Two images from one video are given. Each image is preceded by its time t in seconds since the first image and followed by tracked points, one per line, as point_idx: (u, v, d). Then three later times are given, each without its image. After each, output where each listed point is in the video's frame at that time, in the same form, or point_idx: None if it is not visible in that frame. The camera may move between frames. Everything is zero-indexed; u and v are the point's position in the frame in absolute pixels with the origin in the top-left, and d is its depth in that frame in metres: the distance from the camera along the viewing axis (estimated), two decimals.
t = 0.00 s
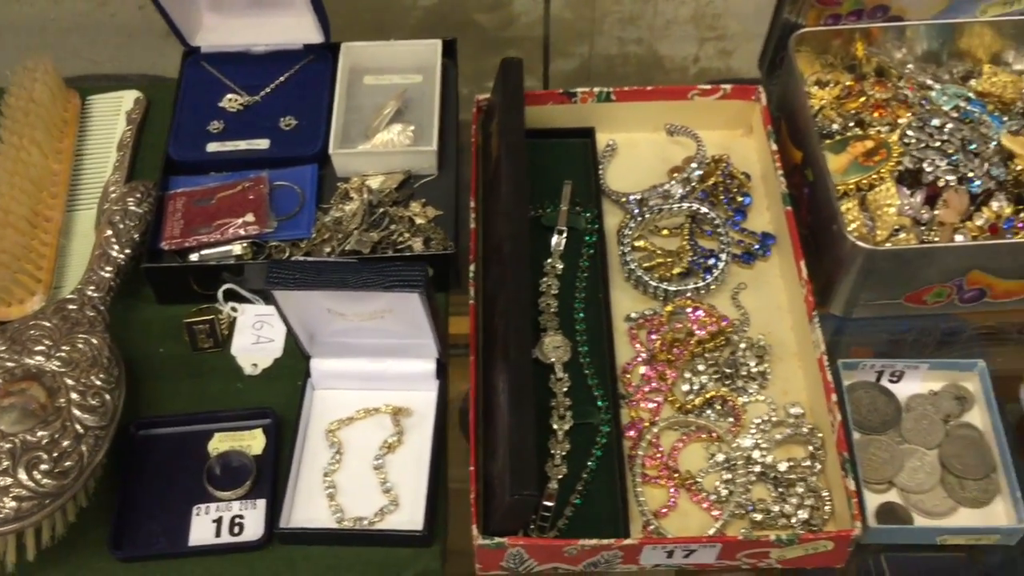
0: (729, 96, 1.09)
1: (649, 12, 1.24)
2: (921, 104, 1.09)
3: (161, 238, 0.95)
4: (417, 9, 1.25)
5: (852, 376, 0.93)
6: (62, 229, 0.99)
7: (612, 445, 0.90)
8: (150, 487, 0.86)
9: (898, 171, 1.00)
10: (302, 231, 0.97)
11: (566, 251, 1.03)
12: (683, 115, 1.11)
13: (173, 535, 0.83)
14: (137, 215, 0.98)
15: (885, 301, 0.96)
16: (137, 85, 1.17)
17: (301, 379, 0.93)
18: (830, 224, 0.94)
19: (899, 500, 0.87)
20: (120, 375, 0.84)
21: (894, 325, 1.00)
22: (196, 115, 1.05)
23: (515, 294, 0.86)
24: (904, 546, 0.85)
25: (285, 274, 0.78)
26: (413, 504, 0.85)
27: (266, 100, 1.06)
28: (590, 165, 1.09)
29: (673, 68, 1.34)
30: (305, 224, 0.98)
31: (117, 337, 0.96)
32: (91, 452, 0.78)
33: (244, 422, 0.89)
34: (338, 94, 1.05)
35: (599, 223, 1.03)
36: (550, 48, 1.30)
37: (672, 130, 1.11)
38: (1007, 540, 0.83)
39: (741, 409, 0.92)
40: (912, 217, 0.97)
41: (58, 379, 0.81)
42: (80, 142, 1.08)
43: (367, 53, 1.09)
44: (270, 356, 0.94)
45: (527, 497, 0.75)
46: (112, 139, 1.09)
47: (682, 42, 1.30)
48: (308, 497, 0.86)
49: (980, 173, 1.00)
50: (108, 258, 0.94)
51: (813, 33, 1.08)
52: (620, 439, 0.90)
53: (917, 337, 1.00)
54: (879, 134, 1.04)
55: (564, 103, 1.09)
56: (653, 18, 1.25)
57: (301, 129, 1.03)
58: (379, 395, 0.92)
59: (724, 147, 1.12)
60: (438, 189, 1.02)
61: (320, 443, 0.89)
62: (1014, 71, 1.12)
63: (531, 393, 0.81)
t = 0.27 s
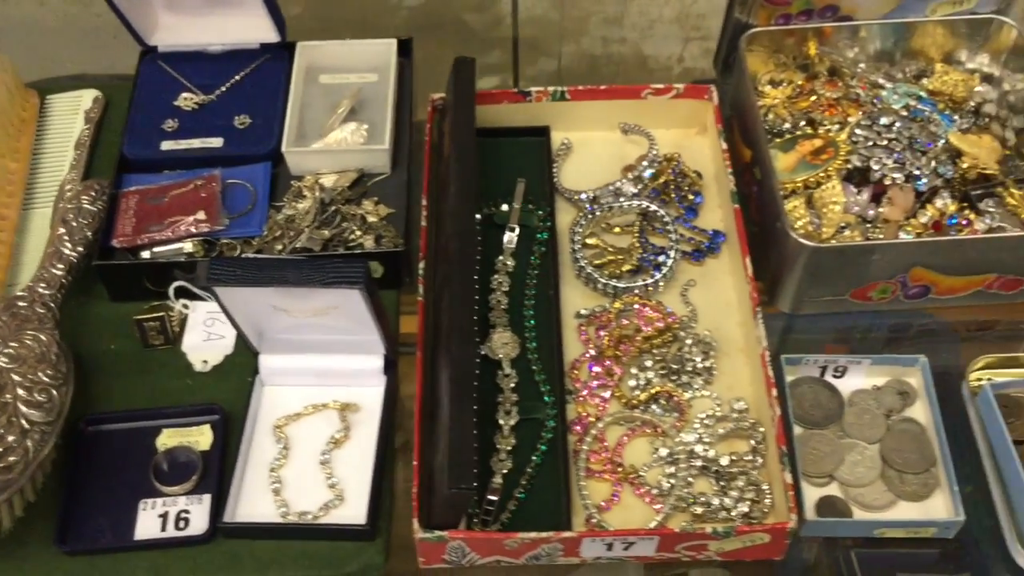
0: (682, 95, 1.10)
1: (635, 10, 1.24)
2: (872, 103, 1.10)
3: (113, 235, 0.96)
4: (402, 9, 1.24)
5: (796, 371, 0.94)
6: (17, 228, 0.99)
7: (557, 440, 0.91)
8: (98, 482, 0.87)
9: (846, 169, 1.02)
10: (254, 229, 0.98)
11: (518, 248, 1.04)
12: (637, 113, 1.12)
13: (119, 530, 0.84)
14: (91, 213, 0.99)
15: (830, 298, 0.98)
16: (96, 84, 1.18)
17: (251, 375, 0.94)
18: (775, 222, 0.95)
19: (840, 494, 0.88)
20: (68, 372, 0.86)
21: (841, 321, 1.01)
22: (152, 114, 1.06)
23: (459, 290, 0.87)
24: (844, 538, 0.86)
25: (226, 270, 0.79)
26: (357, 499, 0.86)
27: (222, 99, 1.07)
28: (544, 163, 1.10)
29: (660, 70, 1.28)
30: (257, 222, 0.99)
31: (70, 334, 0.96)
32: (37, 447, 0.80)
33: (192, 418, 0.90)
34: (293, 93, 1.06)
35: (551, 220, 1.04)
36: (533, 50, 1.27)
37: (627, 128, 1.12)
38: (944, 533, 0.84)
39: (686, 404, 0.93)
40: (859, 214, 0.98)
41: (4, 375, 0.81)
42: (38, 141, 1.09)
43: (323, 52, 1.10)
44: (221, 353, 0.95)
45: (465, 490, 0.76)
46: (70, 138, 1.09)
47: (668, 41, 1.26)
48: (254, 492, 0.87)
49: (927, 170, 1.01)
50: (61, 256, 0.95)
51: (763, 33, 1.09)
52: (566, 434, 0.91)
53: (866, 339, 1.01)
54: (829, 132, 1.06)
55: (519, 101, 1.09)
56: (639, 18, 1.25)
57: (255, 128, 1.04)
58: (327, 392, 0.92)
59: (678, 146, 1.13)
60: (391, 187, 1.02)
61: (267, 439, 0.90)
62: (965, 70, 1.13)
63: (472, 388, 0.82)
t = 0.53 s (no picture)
0: (652, 98, 1.11)
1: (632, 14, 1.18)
2: (841, 107, 1.11)
3: (87, 233, 0.97)
4: (398, 11, 1.18)
5: (758, 371, 0.95)
6: None
7: (522, 438, 0.92)
8: (69, 477, 0.88)
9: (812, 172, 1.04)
10: (226, 228, 1.00)
11: (488, 249, 1.05)
12: (608, 116, 1.13)
13: (88, 523, 0.85)
14: (67, 211, 1.00)
15: (794, 299, 0.99)
16: (76, 84, 1.19)
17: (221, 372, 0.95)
18: (740, 225, 0.97)
19: (799, 492, 0.89)
20: (39, 366, 0.88)
21: (808, 321, 1.03)
22: (128, 114, 1.08)
23: (423, 290, 0.88)
24: (802, 536, 0.87)
25: (191, 268, 0.80)
26: (322, 494, 0.87)
27: (197, 100, 1.09)
28: (516, 165, 1.12)
29: (656, 73, 1.25)
30: (229, 221, 1.00)
31: (44, 331, 0.97)
32: (6, 442, 0.82)
33: (162, 414, 0.91)
34: (267, 95, 1.07)
35: (521, 221, 1.05)
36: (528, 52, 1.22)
37: (598, 131, 1.13)
38: (901, 531, 0.85)
39: (649, 403, 0.94)
40: (823, 217, 1.00)
41: None
42: (17, 141, 1.10)
43: (298, 54, 1.11)
44: (193, 350, 0.96)
45: (424, 485, 0.77)
46: (49, 137, 1.11)
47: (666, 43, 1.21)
48: (221, 487, 0.88)
49: (891, 173, 1.03)
50: (35, 253, 0.97)
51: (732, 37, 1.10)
52: (530, 432, 0.92)
53: (833, 335, 1.03)
54: (796, 135, 1.07)
55: (492, 104, 1.11)
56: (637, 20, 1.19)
57: (229, 128, 1.06)
58: (295, 388, 0.93)
59: (649, 148, 1.14)
60: (363, 187, 1.04)
61: (235, 435, 0.91)
62: (934, 74, 1.14)
63: (434, 385, 0.83)
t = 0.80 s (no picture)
0: (636, 103, 1.12)
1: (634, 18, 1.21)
2: (824, 114, 1.12)
3: (74, 234, 0.98)
4: (403, 15, 1.23)
5: (736, 374, 0.96)
6: None
7: (500, 439, 0.93)
8: (52, 475, 0.89)
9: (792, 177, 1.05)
10: (211, 230, 1.01)
11: (471, 252, 1.06)
12: (593, 120, 1.14)
13: (69, 521, 0.86)
14: (55, 212, 1.01)
15: (773, 303, 1.00)
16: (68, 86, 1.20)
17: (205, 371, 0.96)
18: (720, 229, 0.98)
19: (774, 495, 0.89)
20: (24, 364, 0.91)
21: (788, 326, 1.03)
22: (117, 116, 1.09)
23: (403, 292, 0.89)
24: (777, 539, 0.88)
25: (171, 269, 0.81)
26: (301, 493, 0.88)
27: (185, 103, 1.10)
28: (501, 169, 1.13)
29: (656, 78, 1.23)
30: (214, 223, 1.01)
31: (32, 330, 0.99)
32: None
33: (145, 413, 0.92)
34: (255, 98, 1.08)
35: (504, 224, 1.06)
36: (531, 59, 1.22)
37: (583, 135, 1.14)
38: (874, 535, 0.85)
39: (628, 406, 0.95)
40: (803, 222, 1.01)
41: None
42: (9, 143, 1.11)
43: (286, 58, 1.13)
44: (177, 350, 0.97)
45: (398, 485, 0.78)
46: (40, 139, 1.12)
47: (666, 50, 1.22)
48: (202, 486, 0.89)
49: (872, 179, 1.04)
50: (23, 254, 0.99)
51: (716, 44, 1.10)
52: (509, 434, 0.93)
53: (814, 338, 1.04)
54: (778, 141, 1.08)
55: (478, 107, 1.12)
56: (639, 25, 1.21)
57: (216, 130, 1.08)
58: (277, 389, 0.94)
59: (634, 153, 1.15)
60: (348, 191, 1.05)
61: (217, 435, 0.92)
62: (918, 81, 1.15)
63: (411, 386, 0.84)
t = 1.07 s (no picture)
0: (616, 114, 1.13)
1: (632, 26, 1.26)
2: (802, 125, 1.13)
3: (56, 241, 1.00)
4: (405, 22, 1.28)
5: (710, 383, 0.97)
6: None
7: (474, 447, 0.93)
8: (31, 480, 0.91)
9: (767, 187, 1.05)
10: (192, 238, 1.02)
11: (450, 261, 1.07)
12: (573, 131, 1.15)
13: (47, 525, 0.87)
14: (39, 220, 1.03)
15: (747, 314, 1.01)
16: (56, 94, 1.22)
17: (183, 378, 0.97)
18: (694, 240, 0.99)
19: (744, 504, 0.90)
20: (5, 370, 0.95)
21: (763, 336, 1.04)
22: (102, 125, 1.10)
23: (377, 301, 0.90)
24: (747, 548, 0.89)
25: (146, 277, 0.82)
26: (275, 499, 0.89)
27: (170, 112, 1.12)
28: (482, 179, 1.14)
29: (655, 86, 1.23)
30: (195, 231, 1.02)
31: (14, 336, 1.00)
32: None
33: (124, 419, 0.93)
34: (238, 107, 1.10)
35: (483, 234, 1.07)
36: (531, 63, 1.24)
37: (564, 145, 1.15)
38: (842, 544, 0.87)
39: (602, 415, 0.96)
40: (777, 233, 1.01)
41: None
42: None
43: (270, 67, 1.14)
44: (156, 356, 0.99)
45: (368, 492, 0.79)
46: (26, 147, 1.14)
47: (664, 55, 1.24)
48: (178, 491, 0.90)
49: (847, 191, 1.05)
50: (6, 261, 1.01)
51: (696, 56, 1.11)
52: (483, 441, 0.94)
53: (789, 348, 1.05)
54: (755, 152, 1.09)
55: (460, 118, 1.13)
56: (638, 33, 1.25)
57: (199, 140, 1.09)
58: (254, 395, 0.95)
59: (614, 163, 1.16)
60: (328, 200, 1.06)
61: (194, 441, 0.93)
62: (896, 93, 1.16)
63: (383, 394, 0.85)
